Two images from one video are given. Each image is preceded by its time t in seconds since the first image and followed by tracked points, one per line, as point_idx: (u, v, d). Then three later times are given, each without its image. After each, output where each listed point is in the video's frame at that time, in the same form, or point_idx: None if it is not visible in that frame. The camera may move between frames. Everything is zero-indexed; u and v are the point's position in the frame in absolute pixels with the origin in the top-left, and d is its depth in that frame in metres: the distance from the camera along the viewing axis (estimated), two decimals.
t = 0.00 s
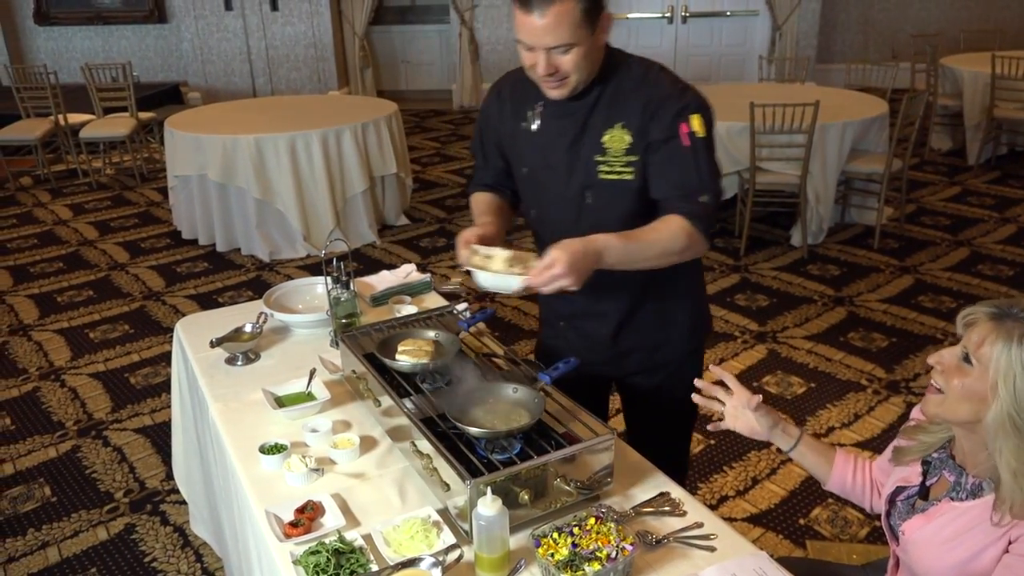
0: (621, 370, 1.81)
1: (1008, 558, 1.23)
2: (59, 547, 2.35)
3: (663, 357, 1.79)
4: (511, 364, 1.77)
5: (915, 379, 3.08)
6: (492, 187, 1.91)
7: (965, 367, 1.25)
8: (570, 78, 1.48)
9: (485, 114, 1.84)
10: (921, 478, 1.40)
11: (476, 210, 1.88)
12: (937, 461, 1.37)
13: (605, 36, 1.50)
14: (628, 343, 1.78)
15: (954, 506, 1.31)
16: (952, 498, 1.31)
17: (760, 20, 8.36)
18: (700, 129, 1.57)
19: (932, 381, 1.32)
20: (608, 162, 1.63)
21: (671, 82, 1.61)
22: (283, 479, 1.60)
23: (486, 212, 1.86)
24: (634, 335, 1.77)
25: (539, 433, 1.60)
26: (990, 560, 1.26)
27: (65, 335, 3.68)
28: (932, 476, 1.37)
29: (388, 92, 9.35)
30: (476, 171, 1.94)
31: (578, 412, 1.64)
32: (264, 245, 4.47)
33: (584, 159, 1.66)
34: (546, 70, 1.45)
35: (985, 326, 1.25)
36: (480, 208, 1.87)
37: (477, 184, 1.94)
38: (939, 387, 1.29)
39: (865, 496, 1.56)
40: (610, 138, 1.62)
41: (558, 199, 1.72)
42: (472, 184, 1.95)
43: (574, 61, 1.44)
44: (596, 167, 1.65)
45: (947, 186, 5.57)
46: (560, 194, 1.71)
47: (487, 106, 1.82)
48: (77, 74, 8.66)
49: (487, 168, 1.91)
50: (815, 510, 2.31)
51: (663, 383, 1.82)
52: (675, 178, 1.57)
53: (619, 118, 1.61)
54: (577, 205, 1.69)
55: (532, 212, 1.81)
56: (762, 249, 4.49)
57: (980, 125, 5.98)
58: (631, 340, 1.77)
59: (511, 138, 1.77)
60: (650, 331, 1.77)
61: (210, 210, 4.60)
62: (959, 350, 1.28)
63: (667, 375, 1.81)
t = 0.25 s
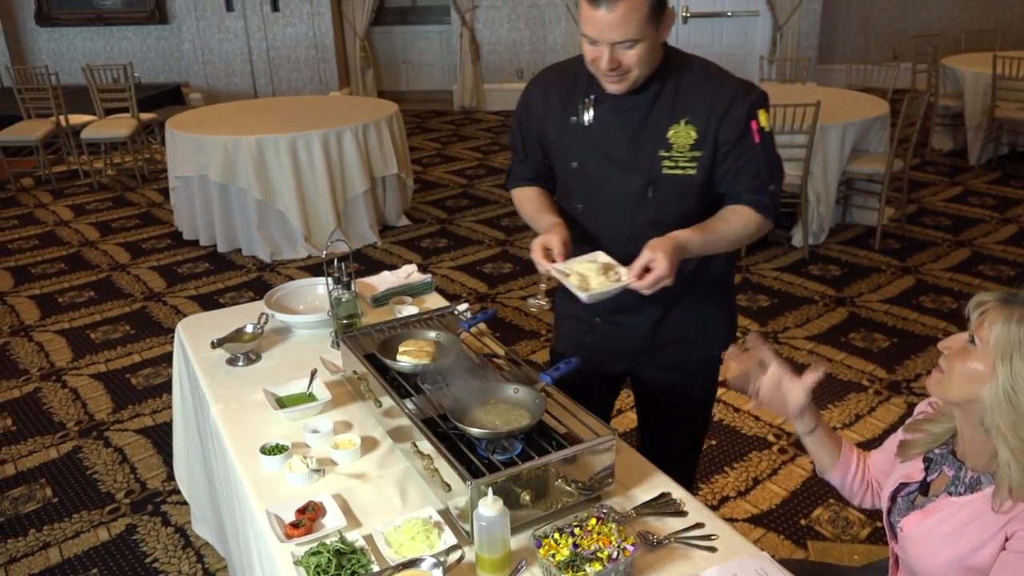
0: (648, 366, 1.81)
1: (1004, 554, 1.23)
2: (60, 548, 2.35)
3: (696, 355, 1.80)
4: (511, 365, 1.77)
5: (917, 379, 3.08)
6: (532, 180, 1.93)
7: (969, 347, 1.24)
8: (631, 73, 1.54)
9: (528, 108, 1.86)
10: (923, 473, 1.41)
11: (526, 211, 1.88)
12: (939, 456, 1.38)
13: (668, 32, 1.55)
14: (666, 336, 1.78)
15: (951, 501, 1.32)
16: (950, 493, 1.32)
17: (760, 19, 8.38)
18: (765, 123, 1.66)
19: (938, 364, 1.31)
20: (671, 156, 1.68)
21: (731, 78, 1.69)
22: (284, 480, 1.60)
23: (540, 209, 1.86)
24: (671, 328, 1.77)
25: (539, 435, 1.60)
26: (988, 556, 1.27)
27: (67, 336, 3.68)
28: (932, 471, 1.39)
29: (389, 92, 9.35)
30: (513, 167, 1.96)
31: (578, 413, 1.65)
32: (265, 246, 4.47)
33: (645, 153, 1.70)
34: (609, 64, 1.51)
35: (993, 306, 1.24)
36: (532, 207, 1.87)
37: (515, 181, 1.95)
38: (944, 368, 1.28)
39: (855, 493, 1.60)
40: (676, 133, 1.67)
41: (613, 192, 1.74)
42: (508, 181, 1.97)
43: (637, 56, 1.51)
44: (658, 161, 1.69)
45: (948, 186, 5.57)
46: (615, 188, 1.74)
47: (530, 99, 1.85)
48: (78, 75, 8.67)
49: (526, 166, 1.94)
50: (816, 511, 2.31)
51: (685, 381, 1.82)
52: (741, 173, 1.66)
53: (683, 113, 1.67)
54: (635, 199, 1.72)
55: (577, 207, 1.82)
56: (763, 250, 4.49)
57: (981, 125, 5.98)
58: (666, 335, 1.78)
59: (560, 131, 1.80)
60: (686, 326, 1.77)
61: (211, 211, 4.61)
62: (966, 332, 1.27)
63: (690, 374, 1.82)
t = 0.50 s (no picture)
0: (659, 366, 1.80)
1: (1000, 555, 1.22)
2: (60, 549, 2.35)
3: (707, 354, 1.80)
4: (510, 366, 1.77)
5: (917, 379, 3.08)
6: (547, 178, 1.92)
7: (961, 356, 1.26)
8: (661, 67, 1.54)
9: (546, 104, 1.85)
10: (922, 472, 1.42)
11: (539, 211, 1.86)
12: (939, 455, 1.40)
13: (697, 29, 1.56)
14: (680, 336, 1.78)
15: (950, 499, 1.32)
16: (949, 492, 1.33)
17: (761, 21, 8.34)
18: (791, 122, 1.69)
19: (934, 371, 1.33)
20: (697, 153, 1.70)
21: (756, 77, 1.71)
22: (285, 481, 1.60)
23: (556, 208, 1.84)
24: (686, 328, 1.77)
25: (539, 436, 1.60)
26: (985, 555, 1.26)
27: (67, 337, 3.68)
28: (932, 470, 1.40)
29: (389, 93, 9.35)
30: (525, 164, 1.94)
31: (579, 414, 1.65)
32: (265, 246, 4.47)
33: (670, 149, 1.71)
34: (640, 59, 1.51)
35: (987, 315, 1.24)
36: (546, 206, 1.85)
37: (528, 178, 1.94)
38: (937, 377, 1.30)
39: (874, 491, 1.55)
40: (702, 131, 1.69)
41: (638, 188, 1.75)
42: (519, 178, 1.96)
43: (668, 51, 1.51)
44: (684, 159, 1.71)
45: (948, 187, 5.57)
46: (640, 184, 1.74)
47: (549, 96, 1.85)
48: (78, 76, 8.68)
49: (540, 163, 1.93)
50: (817, 511, 2.31)
51: (695, 381, 1.82)
52: (768, 172, 1.68)
53: (710, 111, 1.68)
54: (659, 195, 1.73)
55: (597, 204, 1.82)
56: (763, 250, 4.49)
57: (981, 126, 5.98)
58: (680, 334, 1.77)
59: (582, 127, 1.80)
60: (700, 325, 1.77)
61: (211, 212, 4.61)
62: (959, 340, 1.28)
63: (701, 373, 1.81)
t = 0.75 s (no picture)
0: (659, 370, 1.80)
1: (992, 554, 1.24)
2: (60, 549, 2.35)
3: (707, 358, 1.80)
4: (509, 367, 1.77)
5: (917, 380, 3.08)
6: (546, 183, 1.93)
7: (951, 353, 1.30)
8: (665, 71, 1.54)
9: (547, 107, 1.85)
10: (912, 475, 1.45)
11: (536, 219, 1.86)
12: (927, 458, 1.42)
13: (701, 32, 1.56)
14: (680, 342, 1.78)
15: (940, 500, 1.35)
16: (937, 493, 1.35)
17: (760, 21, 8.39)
18: (793, 129, 1.69)
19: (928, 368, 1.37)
20: (699, 159, 1.70)
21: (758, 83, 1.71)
22: (284, 481, 1.61)
23: (553, 215, 1.84)
24: (684, 335, 1.77)
25: (539, 437, 1.60)
26: (977, 555, 1.28)
27: (66, 337, 3.68)
28: (921, 473, 1.43)
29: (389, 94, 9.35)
30: (524, 168, 1.94)
31: (579, 415, 1.65)
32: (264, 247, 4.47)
33: (673, 154, 1.71)
34: (645, 63, 1.51)
35: (976, 312, 1.28)
36: (544, 213, 1.85)
37: (527, 181, 1.94)
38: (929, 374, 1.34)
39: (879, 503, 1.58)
40: (704, 137, 1.69)
41: (640, 193, 1.75)
42: (518, 181, 1.95)
43: (673, 54, 1.51)
44: (686, 164, 1.70)
45: (948, 187, 5.57)
46: (642, 188, 1.74)
47: (549, 100, 1.84)
48: (78, 77, 8.68)
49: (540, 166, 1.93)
50: (816, 512, 2.31)
51: (696, 385, 1.82)
52: (769, 180, 1.69)
53: (713, 116, 1.68)
54: (661, 200, 1.73)
55: (598, 207, 1.82)
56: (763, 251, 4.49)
57: (981, 126, 5.98)
58: (680, 339, 1.77)
59: (584, 131, 1.80)
60: (700, 331, 1.77)
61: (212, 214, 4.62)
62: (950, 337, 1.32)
63: (702, 376, 1.81)
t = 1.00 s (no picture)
0: (659, 373, 1.79)
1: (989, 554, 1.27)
2: (55, 553, 2.34)
3: (707, 361, 1.79)
4: (509, 369, 1.75)
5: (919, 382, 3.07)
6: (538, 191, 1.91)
7: (945, 354, 1.32)
8: (657, 76, 1.53)
9: (539, 113, 1.84)
10: (907, 478, 1.48)
11: (527, 224, 1.84)
12: (923, 461, 1.46)
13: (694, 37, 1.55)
14: (679, 345, 1.76)
15: (937, 502, 1.38)
16: (935, 495, 1.38)
17: (761, 21, 8.38)
18: (789, 130, 1.67)
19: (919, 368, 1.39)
20: (694, 162, 1.68)
21: (753, 84, 1.69)
22: (281, 484, 1.59)
23: (545, 221, 1.82)
24: (683, 338, 1.76)
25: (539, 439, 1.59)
26: (972, 555, 1.31)
27: (62, 339, 3.67)
28: (917, 475, 1.45)
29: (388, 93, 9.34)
30: (517, 174, 1.91)
31: (579, 418, 1.64)
32: (262, 248, 4.46)
33: (667, 158, 1.70)
34: (637, 70, 1.50)
35: (969, 312, 1.31)
36: (535, 219, 1.84)
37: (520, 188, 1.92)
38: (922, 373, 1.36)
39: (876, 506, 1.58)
40: (699, 140, 1.67)
41: (634, 198, 1.74)
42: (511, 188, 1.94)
43: (665, 60, 1.50)
44: (680, 168, 1.69)
45: (950, 187, 5.56)
46: (637, 193, 1.73)
47: (542, 105, 1.83)
48: (73, 77, 8.66)
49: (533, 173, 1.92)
50: (818, 515, 2.30)
51: (696, 388, 1.81)
52: (766, 182, 1.67)
53: (706, 119, 1.67)
54: (657, 204, 1.72)
55: (593, 213, 1.80)
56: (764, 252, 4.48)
57: (983, 126, 5.97)
58: (679, 343, 1.76)
59: (577, 136, 1.79)
60: (699, 334, 1.76)
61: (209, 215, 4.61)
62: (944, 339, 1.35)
63: (702, 379, 1.80)
